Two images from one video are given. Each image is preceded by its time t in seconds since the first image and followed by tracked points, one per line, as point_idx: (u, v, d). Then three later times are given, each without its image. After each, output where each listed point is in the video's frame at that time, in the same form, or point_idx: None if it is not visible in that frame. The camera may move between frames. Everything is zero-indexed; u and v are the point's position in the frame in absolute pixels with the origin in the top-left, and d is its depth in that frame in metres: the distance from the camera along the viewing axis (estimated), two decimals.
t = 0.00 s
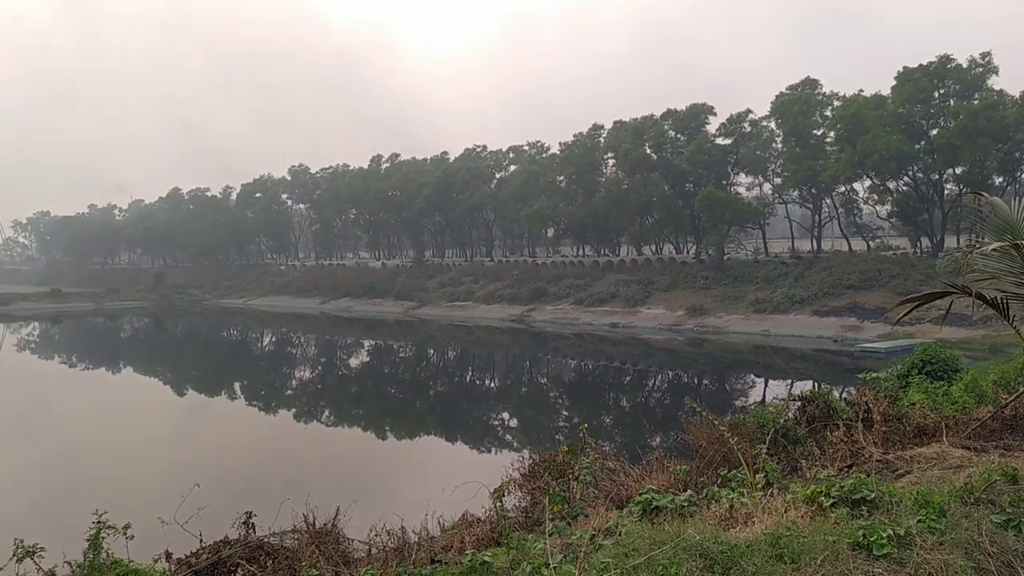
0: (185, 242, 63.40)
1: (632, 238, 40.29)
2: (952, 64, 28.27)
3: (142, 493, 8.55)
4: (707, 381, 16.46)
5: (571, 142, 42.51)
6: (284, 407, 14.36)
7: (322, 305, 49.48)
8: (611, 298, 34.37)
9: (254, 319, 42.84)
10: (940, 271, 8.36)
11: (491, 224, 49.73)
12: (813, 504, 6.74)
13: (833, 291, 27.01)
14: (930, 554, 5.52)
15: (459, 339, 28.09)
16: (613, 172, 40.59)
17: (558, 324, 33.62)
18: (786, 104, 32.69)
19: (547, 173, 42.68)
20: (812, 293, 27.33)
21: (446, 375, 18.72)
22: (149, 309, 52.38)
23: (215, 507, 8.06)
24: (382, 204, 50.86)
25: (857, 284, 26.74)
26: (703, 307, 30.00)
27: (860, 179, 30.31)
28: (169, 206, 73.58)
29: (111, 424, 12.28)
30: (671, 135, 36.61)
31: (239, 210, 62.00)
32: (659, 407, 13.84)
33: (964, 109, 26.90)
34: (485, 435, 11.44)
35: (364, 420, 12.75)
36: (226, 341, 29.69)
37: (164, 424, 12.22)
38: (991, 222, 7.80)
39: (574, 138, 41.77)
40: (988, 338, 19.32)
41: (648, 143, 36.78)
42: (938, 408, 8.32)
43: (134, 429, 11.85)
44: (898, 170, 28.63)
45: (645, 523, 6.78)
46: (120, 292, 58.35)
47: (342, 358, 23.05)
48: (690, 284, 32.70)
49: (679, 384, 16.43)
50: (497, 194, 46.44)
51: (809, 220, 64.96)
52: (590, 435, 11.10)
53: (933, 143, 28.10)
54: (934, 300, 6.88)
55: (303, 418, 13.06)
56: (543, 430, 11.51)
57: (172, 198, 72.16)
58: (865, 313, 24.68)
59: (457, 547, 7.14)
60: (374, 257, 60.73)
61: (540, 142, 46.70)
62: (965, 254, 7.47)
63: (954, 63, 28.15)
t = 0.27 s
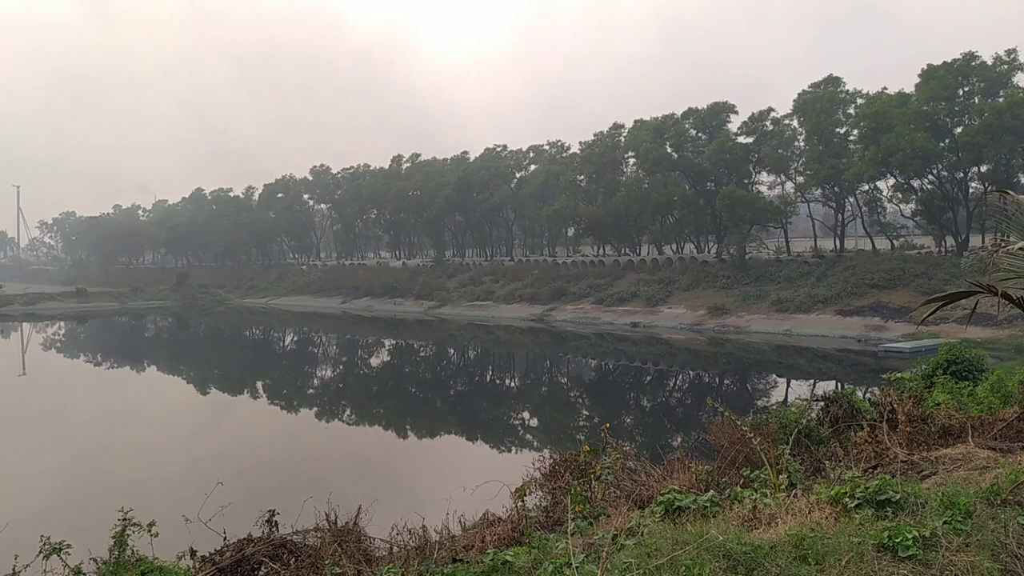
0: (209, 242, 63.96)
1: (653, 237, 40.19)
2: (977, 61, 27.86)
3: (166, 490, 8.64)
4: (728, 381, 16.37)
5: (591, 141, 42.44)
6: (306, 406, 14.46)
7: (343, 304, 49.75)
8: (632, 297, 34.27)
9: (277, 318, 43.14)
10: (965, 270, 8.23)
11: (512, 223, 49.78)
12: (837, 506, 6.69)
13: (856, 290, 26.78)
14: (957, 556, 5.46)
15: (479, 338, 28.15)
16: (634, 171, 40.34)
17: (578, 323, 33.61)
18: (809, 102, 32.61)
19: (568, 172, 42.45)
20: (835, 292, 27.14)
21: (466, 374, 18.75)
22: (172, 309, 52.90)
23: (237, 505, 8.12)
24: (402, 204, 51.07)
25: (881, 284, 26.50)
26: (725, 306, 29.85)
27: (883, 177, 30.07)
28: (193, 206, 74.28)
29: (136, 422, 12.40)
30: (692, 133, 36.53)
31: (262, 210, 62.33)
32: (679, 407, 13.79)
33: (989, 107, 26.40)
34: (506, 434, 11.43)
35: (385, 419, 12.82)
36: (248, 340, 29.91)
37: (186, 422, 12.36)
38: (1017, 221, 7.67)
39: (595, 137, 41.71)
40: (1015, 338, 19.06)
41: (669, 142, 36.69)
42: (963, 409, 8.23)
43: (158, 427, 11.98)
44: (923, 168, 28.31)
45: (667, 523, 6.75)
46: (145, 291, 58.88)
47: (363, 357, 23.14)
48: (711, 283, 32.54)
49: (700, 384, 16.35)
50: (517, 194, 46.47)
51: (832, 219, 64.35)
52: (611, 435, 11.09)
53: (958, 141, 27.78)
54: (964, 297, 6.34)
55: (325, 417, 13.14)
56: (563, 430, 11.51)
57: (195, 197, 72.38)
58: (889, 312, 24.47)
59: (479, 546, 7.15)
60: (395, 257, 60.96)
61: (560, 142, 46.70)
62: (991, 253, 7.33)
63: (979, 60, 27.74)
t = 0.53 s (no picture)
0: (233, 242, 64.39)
1: (675, 237, 40.06)
2: (1005, 58, 27.55)
3: (190, 488, 8.71)
4: (753, 381, 16.28)
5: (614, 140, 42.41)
6: (329, 405, 14.51)
7: (367, 304, 50.04)
8: (654, 297, 34.15)
9: (301, 318, 43.41)
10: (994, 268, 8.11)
11: (534, 223, 49.81)
12: (864, 507, 6.62)
13: (882, 290, 26.55)
14: (986, 558, 5.40)
15: (501, 338, 28.17)
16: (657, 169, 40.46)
17: (601, 322, 33.60)
18: (833, 100, 32.21)
19: (590, 171, 42.20)
20: (861, 292, 26.92)
21: (489, 373, 18.77)
22: (197, 308, 53.47)
23: (260, 503, 8.16)
24: (425, 204, 51.28)
25: (907, 283, 26.26)
26: (749, 306, 29.67)
27: (909, 176, 29.77)
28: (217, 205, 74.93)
29: (162, 421, 12.50)
30: (715, 132, 36.46)
31: (285, 209, 62.81)
32: (703, 407, 13.74)
33: (1016, 105, 25.89)
34: (528, 434, 11.43)
35: (408, 418, 12.86)
36: (271, 340, 30.09)
37: (208, 421, 12.45)
38: None
39: (617, 137, 41.67)
40: None
41: (692, 141, 36.65)
42: (992, 409, 8.13)
43: (180, 426, 12.08)
44: (950, 167, 28.01)
45: (692, 522, 6.72)
46: (170, 291, 59.31)
47: (386, 356, 23.22)
48: (735, 282, 32.34)
49: (724, 384, 16.28)
50: (540, 193, 46.49)
51: (858, 219, 63.77)
52: (634, 435, 11.06)
53: (986, 139, 27.48)
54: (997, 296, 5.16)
55: (348, 416, 13.20)
56: (586, 430, 11.48)
57: (218, 198, 72.59)
58: (916, 312, 24.25)
59: (503, 546, 7.16)
60: (417, 257, 61.20)
61: (583, 141, 46.73)
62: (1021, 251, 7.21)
63: (1007, 57, 27.43)
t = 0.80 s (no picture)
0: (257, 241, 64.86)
1: (698, 236, 39.91)
2: None
3: (213, 485, 8.78)
4: (776, 381, 16.19)
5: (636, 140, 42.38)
6: (351, 404, 14.56)
7: (389, 303, 50.28)
8: (676, 296, 34.00)
9: (325, 317, 43.69)
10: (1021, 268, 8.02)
11: (555, 223, 49.82)
12: (891, 508, 6.55)
13: (908, 289, 26.32)
14: (1016, 560, 5.33)
15: (522, 337, 28.16)
16: (679, 168, 39.97)
17: (623, 322, 33.55)
18: (857, 98, 31.84)
19: (611, 171, 41.89)
20: (885, 291, 26.70)
21: (509, 373, 18.78)
22: (222, 307, 53.98)
23: (282, 501, 8.22)
24: (447, 203, 51.47)
25: (933, 282, 26.02)
26: (772, 305, 29.49)
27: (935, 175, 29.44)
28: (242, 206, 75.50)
29: (187, 420, 12.62)
30: (738, 131, 36.35)
31: (307, 209, 63.28)
32: (725, 407, 13.68)
33: None
34: (548, 433, 11.42)
35: (430, 417, 12.89)
36: (294, 339, 30.29)
37: (229, 420, 12.56)
38: None
39: (639, 136, 41.65)
40: None
41: (714, 140, 36.60)
42: (1019, 410, 8.04)
43: (201, 424, 12.19)
44: (976, 165, 27.71)
45: (716, 522, 6.69)
46: (194, 290, 59.83)
47: (408, 355, 23.32)
48: (758, 282, 32.15)
49: (746, 384, 16.23)
50: (561, 193, 46.51)
51: (883, 217, 63.21)
52: (656, 435, 11.03)
53: (1013, 137, 27.17)
54: None
55: (370, 414, 13.26)
56: (607, 430, 11.45)
57: (242, 198, 73.17)
58: (942, 312, 24.03)
59: (525, 545, 7.16)
60: (439, 256, 61.40)
61: (605, 140, 46.75)
62: None
63: None
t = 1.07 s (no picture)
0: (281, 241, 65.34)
1: (723, 235, 39.72)
2: None
3: (239, 483, 8.85)
4: (801, 382, 16.10)
5: (661, 139, 42.42)
6: (375, 402, 14.63)
7: (413, 302, 50.54)
8: (702, 296, 33.84)
9: (352, 316, 43.96)
10: None
11: (579, 222, 49.82)
12: (920, 510, 6.48)
13: (936, 289, 26.08)
14: None
15: (546, 337, 28.16)
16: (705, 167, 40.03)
17: (647, 322, 33.51)
18: (885, 97, 31.58)
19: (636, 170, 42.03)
20: (913, 291, 26.47)
21: (532, 372, 18.80)
22: (249, 307, 54.59)
23: (308, 498, 8.27)
24: (470, 203, 51.66)
25: (962, 283, 25.77)
26: (798, 305, 29.31)
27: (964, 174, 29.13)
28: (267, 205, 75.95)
29: (214, 417, 12.72)
30: (764, 130, 36.29)
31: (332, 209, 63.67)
32: (750, 408, 13.62)
33: None
34: (572, 433, 11.41)
35: (454, 416, 12.91)
36: (319, 337, 30.48)
37: (255, 418, 12.68)
38: None
39: (663, 135, 41.73)
40: None
41: (739, 140, 36.61)
42: None
43: (228, 422, 12.31)
44: (1006, 164, 27.43)
45: (742, 524, 6.67)
46: (221, 289, 60.43)
47: (432, 354, 23.41)
48: (784, 282, 31.99)
49: (771, 384, 16.17)
50: (586, 192, 46.49)
51: (911, 217, 62.54)
52: (681, 435, 11.00)
53: None
54: None
55: (394, 413, 13.32)
56: (630, 430, 11.41)
57: (268, 198, 73.75)
58: (970, 312, 23.81)
59: (550, 545, 7.15)
60: (463, 255, 61.60)
61: (629, 140, 46.76)
62: None
63: None
